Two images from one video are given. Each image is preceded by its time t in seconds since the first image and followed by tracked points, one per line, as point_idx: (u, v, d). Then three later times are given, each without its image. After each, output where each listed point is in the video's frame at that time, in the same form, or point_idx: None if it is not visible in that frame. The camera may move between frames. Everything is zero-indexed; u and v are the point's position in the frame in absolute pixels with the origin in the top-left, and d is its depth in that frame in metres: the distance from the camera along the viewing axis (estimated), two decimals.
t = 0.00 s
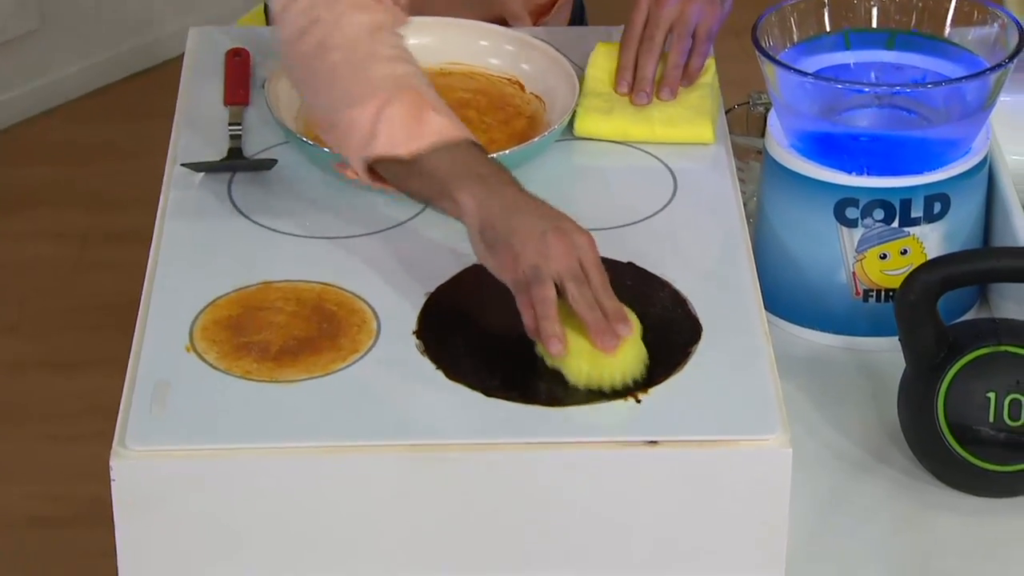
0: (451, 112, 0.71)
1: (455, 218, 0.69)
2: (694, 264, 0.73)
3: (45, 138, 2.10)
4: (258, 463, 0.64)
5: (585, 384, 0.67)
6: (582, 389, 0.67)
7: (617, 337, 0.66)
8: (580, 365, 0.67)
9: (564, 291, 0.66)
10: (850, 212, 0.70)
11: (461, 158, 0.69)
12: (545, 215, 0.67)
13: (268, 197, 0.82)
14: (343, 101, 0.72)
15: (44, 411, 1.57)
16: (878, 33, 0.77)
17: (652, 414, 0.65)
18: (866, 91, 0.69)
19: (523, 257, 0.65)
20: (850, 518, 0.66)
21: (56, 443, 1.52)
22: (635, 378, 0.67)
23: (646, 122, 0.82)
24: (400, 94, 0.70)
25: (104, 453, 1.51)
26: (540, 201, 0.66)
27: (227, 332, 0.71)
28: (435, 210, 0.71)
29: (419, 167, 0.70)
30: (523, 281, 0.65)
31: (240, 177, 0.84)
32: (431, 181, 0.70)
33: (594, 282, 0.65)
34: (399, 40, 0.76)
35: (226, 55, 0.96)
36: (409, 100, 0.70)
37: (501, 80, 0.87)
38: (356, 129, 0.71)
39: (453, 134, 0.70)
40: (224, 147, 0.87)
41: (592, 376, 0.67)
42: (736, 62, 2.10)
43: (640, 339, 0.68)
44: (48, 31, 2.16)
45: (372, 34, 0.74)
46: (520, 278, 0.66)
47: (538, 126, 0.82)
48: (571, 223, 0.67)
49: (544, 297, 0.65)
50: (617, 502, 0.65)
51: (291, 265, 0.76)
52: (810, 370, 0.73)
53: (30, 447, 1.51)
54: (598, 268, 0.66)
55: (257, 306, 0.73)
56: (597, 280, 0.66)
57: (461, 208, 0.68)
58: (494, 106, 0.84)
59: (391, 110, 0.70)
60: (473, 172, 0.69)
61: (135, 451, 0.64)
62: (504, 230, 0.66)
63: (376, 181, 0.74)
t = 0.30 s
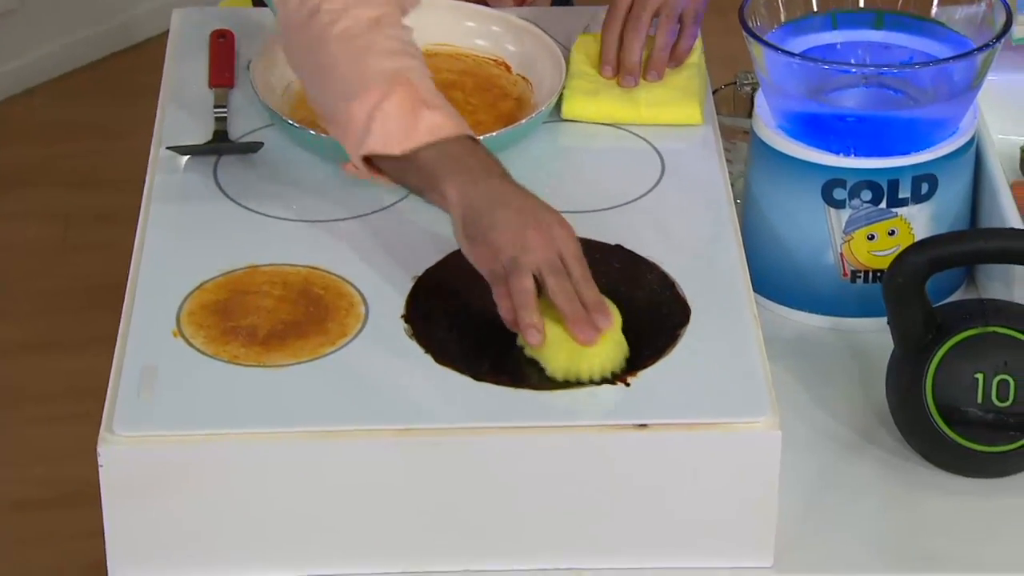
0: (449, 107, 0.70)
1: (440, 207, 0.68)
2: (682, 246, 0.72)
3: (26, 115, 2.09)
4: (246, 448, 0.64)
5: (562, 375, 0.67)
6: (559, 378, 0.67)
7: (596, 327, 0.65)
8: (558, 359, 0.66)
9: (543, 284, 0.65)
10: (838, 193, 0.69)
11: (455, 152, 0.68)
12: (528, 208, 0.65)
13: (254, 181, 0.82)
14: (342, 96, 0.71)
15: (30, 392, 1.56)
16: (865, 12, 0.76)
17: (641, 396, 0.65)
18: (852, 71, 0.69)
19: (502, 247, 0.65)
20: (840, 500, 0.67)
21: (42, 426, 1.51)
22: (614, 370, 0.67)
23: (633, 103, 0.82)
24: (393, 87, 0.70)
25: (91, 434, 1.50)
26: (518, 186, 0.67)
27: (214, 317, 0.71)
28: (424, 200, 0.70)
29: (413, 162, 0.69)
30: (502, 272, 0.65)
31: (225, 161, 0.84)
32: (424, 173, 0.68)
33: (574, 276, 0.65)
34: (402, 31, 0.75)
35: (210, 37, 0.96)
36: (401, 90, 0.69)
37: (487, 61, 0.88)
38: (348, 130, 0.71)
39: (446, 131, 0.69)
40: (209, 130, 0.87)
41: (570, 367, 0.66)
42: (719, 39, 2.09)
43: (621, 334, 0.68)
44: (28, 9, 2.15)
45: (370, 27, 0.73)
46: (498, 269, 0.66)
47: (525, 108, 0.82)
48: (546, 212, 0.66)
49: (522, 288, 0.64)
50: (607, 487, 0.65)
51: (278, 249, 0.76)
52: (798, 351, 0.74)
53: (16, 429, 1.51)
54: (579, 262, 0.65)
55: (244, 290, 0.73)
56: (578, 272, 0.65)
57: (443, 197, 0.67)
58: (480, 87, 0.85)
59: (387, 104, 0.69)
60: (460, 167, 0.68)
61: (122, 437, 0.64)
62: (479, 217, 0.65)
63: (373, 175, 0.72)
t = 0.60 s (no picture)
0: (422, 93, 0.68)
1: (417, 193, 0.67)
2: (666, 240, 0.73)
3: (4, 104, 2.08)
4: (232, 446, 0.64)
5: (539, 362, 0.67)
6: (536, 366, 0.67)
7: (571, 315, 0.65)
8: (534, 346, 0.66)
9: (519, 270, 0.64)
10: (822, 186, 0.69)
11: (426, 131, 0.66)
12: (501, 189, 0.64)
13: (237, 176, 0.82)
14: (320, 87, 0.68)
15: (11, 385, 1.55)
16: (849, 4, 0.76)
17: (627, 391, 0.65)
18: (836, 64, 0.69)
19: (478, 234, 0.63)
20: (825, 494, 0.67)
21: (24, 421, 1.50)
22: (594, 355, 0.67)
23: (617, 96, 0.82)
24: (367, 75, 0.67)
25: (76, 428, 1.49)
26: (495, 171, 0.65)
27: (199, 314, 0.71)
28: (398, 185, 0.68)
29: (387, 147, 0.67)
30: (480, 259, 0.64)
31: (208, 156, 0.83)
32: (402, 163, 0.66)
33: (551, 262, 0.63)
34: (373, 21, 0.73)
35: (193, 31, 0.95)
36: (375, 78, 0.67)
37: (472, 55, 0.88)
38: (323, 113, 0.69)
39: (423, 114, 0.67)
40: (192, 124, 0.86)
41: (547, 354, 0.66)
42: (701, 27, 2.04)
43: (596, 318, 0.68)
44: None
45: (339, 17, 0.70)
46: (475, 255, 0.64)
47: (509, 103, 0.82)
48: (526, 198, 0.64)
49: (500, 275, 0.63)
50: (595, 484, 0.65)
51: (262, 245, 0.76)
52: (784, 344, 0.74)
53: None
54: (556, 247, 0.64)
55: (228, 287, 0.72)
56: (556, 261, 0.64)
57: (423, 184, 0.66)
58: (465, 80, 0.85)
59: (361, 95, 0.67)
60: (437, 151, 0.66)
61: (108, 435, 0.64)
62: (460, 203, 0.64)
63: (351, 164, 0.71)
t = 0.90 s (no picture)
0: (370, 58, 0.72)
1: (378, 162, 0.68)
2: (653, 234, 0.72)
3: None
4: (220, 444, 0.63)
5: (497, 327, 0.69)
6: (494, 331, 0.69)
7: (528, 282, 0.64)
8: (489, 310, 0.68)
9: (476, 240, 0.64)
10: (809, 178, 0.69)
11: (381, 101, 0.69)
12: (453, 159, 0.65)
13: (221, 172, 0.81)
14: (264, 53, 0.72)
15: None
16: None
17: (616, 386, 0.65)
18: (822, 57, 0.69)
19: (434, 203, 0.64)
20: (814, 488, 0.67)
21: (9, 414, 1.49)
22: (546, 322, 0.69)
23: (603, 89, 0.82)
24: (317, 44, 0.71)
25: (60, 421, 1.49)
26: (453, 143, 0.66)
27: (184, 310, 0.71)
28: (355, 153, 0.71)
29: (337, 113, 0.70)
30: (436, 228, 0.64)
31: (192, 151, 0.83)
32: (345, 122, 0.70)
33: (505, 231, 0.63)
34: None
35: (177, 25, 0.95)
36: (323, 48, 0.71)
37: (456, 49, 0.87)
38: (277, 78, 0.72)
39: (371, 81, 0.70)
40: (176, 119, 0.86)
41: (503, 318, 0.68)
42: (685, 16, 2.04)
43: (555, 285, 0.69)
44: None
45: None
46: (431, 226, 0.65)
47: (494, 97, 0.82)
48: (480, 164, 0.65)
49: (454, 244, 0.64)
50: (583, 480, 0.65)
51: (248, 240, 0.75)
52: (771, 337, 0.74)
53: None
54: (512, 217, 0.64)
55: (214, 283, 0.72)
56: (510, 227, 0.64)
57: (378, 152, 0.68)
58: (449, 74, 0.85)
59: (311, 58, 0.71)
60: (380, 114, 0.68)
61: (93, 433, 0.63)
62: (415, 176, 0.65)
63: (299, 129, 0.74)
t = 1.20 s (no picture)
0: (359, 52, 0.69)
1: (362, 158, 0.67)
2: (645, 233, 0.72)
3: None
4: (214, 446, 0.63)
5: (479, 325, 0.69)
6: (475, 328, 0.69)
7: (512, 282, 0.64)
8: (472, 308, 0.68)
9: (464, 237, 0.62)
10: (801, 176, 0.69)
11: (371, 96, 0.66)
12: (449, 158, 0.63)
13: (212, 171, 0.81)
14: (245, 39, 0.68)
15: None
16: None
17: (610, 386, 0.65)
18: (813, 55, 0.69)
19: (427, 200, 0.62)
20: (809, 487, 0.67)
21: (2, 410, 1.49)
22: (529, 321, 0.69)
23: (594, 87, 0.82)
24: (309, 36, 0.67)
25: (54, 418, 1.48)
26: (440, 139, 0.64)
27: (176, 311, 0.70)
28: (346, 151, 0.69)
29: (321, 104, 0.67)
30: (425, 225, 0.62)
31: (182, 150, 0.83)
32: (332, 117, 0.67)
33: (494, 230, 0.62)
34: None
35: (167, 24, 0.95)
36: (313, 39, 0.67)
37: (447, 46, 0.87)
38: (264, 73, 0.69)
39: (361, 75, 0.68)
40: (165, 118, 0.86)
41: (486, 316, 0.68)
42: (676, 8, 2.04)
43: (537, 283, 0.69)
44: None
45: None
46: (421, 222, 0.63)
47: (485, 95, 0.82)
48: (478, 173, 0.63)
49: (444, 241, 0.62)
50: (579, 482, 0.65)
51: (239, 241, 0.75)
52: (764, 335, 0.74)
53: None
54: (501, 217, 0.62)
55: (206, 283, 0.72)
56: (497, 225, 0.63)
57: (367, 149, 0.66)
58: (440, 73, 0.84)
59: (301, 47, 0.67)
60: (373, 111, 0.66)
61: (85, 435, 0.63)
62: (408, 171, 0.63)
63: (280, 119, 0.72)
